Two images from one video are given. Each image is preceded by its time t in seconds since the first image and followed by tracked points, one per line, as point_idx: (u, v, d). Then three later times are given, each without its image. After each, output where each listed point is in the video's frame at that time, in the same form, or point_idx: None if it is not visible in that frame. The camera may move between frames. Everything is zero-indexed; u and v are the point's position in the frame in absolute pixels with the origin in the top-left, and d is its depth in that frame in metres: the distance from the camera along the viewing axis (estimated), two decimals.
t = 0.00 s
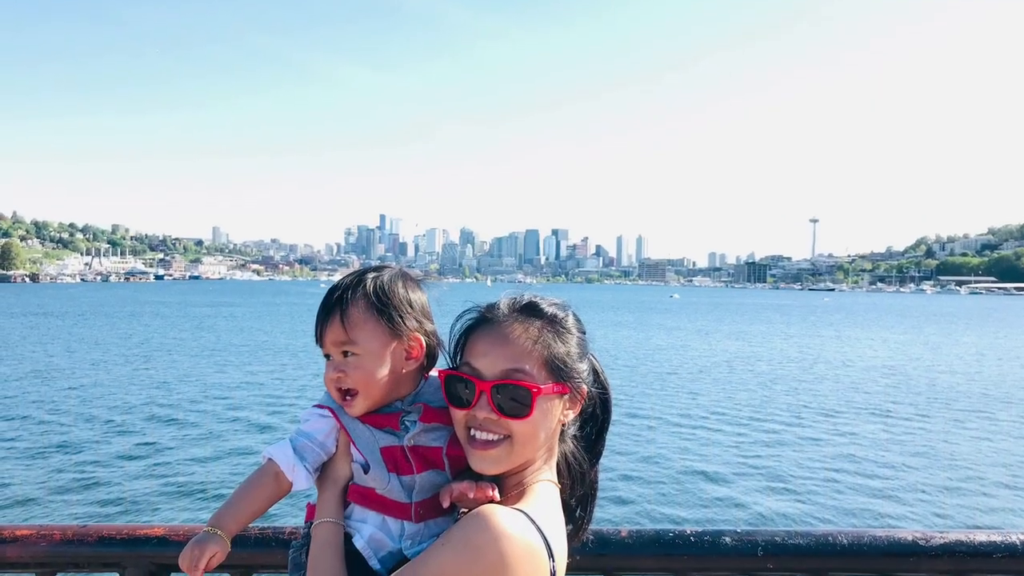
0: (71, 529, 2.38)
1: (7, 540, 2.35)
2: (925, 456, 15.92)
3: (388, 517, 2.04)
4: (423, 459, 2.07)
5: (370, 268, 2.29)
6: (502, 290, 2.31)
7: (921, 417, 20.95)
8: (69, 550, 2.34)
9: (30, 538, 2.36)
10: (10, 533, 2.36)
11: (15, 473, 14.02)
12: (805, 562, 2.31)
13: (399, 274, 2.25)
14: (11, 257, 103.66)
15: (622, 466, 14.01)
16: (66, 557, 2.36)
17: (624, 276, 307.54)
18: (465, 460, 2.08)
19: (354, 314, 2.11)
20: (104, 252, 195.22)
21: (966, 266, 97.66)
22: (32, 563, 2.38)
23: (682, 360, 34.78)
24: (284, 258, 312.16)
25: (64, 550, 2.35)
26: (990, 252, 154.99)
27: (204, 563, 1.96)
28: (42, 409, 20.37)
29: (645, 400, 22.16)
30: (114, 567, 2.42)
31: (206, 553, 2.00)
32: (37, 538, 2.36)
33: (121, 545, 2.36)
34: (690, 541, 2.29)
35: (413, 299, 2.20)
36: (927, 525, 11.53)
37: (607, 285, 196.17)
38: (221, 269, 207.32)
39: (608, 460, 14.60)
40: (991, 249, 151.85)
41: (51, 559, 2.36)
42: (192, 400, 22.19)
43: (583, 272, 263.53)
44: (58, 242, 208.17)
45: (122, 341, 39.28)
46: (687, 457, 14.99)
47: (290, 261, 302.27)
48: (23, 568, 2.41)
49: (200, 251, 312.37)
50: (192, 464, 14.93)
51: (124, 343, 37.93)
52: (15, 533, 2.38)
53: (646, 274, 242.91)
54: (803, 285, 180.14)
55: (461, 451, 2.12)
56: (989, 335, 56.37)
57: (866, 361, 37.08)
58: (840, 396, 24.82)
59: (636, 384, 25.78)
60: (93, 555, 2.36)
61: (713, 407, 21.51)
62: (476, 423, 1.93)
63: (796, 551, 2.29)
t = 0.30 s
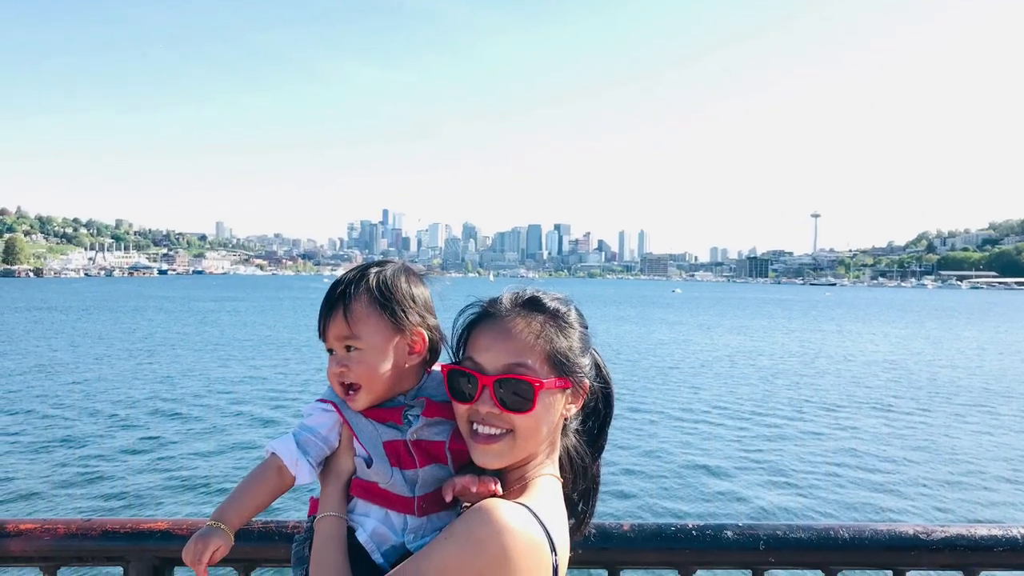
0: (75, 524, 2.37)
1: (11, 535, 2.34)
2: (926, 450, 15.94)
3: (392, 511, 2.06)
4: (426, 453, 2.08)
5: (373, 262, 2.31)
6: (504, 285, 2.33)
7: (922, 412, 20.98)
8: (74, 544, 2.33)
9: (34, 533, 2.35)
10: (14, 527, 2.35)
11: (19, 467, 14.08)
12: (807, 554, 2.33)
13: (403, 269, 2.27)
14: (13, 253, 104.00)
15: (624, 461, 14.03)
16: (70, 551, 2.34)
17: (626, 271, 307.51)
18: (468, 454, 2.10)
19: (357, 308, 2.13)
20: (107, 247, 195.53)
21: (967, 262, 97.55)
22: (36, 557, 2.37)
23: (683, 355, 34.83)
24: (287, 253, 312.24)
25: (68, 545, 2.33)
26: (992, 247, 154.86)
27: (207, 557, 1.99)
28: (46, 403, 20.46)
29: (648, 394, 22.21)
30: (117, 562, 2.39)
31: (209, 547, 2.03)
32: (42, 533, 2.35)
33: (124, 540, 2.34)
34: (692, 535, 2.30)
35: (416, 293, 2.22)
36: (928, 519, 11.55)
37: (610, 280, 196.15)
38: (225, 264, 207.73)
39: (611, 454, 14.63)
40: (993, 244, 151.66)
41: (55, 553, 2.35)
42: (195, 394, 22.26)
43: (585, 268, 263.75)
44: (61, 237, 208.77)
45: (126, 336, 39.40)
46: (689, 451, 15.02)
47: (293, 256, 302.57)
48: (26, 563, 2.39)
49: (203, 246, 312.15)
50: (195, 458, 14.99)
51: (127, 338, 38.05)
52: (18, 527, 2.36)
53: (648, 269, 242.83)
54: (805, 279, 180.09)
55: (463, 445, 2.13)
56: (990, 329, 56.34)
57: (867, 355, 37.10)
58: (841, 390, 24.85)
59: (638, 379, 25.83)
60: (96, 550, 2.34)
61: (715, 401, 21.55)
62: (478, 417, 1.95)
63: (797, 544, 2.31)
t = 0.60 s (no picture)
0: (79, 516, 2.35)
1: (13, 528, 2.31)
2: (927, 444, 15.96)
3: (394, 505, 2.08)
4: (429, 448, 2.11)
5: (376, 258, 2.33)
6: (506, 280, 2.35)
7: (923, 406, 21.01)
8: (78, 537, 2.31)
9: (37, 526, 2.32)
10: (18, 520, 2.33)
11: (23, 461, 14.16)
12: (806, 548, 2.35)
13: (405, 264, 2.29)
14: (17, 247, 104.44)
15: (626, 455, 14.08)
16: (74, 545, 2.32)
17: (628, 266, 307.30)
18: (470, 448, 2.12)
19: (361, 303, 2.16)
20: (111, 242, 195.97)
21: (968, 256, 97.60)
22: (39, 551, 2.34)
23: (685, 349, 34.87)
24: (290, 247, 312.44)
25: (73, 538, 2.31)
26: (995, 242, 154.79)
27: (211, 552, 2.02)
28: (50, 397, 20.56)
29: (650, 389, 22.28)
30: (121, 556, 2.36)
31: (213, 541, 2.04)
32: (45, 526, 2.33)
33: (128, 533, 2.32)
34: (694, 529, 2.33)
35: (419, 288, 2.25)
36: (929, 513, 11.58)
37: (612, 274, 196.27)
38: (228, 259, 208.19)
39: (613, 449, 14.68)
40: (996, 238, 151.56)
41: (59, 547, 2.33)
42: (199, 388, 22.35)
43: (587, 262, 263.86)
44: (65, 232, 209.35)
45: (129, 330, 39.54)
46: (691, 446, 15.06)
47: (296, 250, 302.83)
48: (28, 557, 2.36)
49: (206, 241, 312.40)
50: (199, 452, 15.06)
51: (131, 332, 38.18)
52: (21, 521, 2.33)
53: (651, 264, 243.00)
54: (808, 274, 180.08)
55: (466, 440, 2.16)
56: (991, 324, 56.32)
57: (868, 350, 37.16)
58: (843, 385, 24.88)
59: (640, 373, 25.89)
60: (101, 542, 2.32)
61: (716, 395, 21.60)
62: (480, 411, 1.98)
63: (797, 539, 2.33)
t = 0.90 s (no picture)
0: (83, 511, 2.34)
1: (17, 522, 2.30)
2: (928, 439, 15.98)
3: (397, 499, 2.11)
4: (432, 443, 2.13)
5: (378, 253, 2.35)
6: (508, 275, 2.37)
7: (924, 400, 21.03)
8: (82, 532, 2.30)
9: (41, 520, 2.32)
10: (22, 514, 2.32)
11: (27, 456, 14.23)
12: (808, 542, 2.37)
13: (407, 259, 2.31)
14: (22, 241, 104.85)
15: (628, 449, 14.12)
16: (78, 539, 2.32)
17: (630, 261, 307.10)
18: (473, 443, 2.15)
19: (363, 298, 2.18)
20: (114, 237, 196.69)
21: (970, 251, 97.61)
22: (43, 545, 2.33)
23: (687, 344, 34.92)
24: (294, 242, 312.52)
25: (76, 533, 2.30)
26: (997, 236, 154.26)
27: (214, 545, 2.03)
28: (54, 392, 20.66)
29: (652, 383, 22.33)
30: (125, 549, 2.37)
31: (217, 534, 2.06)
32: (49, 520, 2.31)
33: (132, 528, 2.31)
34: (696, 523, 2.35)
35: (421, 282, 2.27)
36: (930, 507, 11.60)
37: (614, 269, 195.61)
38: (232, 254, 208.46)
39: (615, 443, 14.72)
40: (998, 232, 151.10)
41: (62, 540, 2.32)
42: (202, 383, 22.45)
43: (589, 257, 263.86)
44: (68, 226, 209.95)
45: (133, 325, 39.70)
46: (693, 440, 15.10)
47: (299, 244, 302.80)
48: (32, 550, 2.36)
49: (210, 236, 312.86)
50: (202, 446, 15.12)
51: (135, 327, 38.32)
52: (26, 515, 2.33)
53: (653, 259, 242.48)
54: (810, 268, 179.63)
55: (469, 433, 2.18)
56: (992, 318, 56.34)
57: (869, 344, 37.13)
58: (844, 379, 24.91)
59: (642, 367, 25.92)
60: (104, 537, 2.31)
61: (718, 389, 21.66)
62: (483, 406, 2.00)
63: (799, 533, 2.34)
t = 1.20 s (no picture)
0: (87, 505, 2.36)
1: (21, 516, 2.33)
2: (929, 433, 16.00)
3: (400, 493, 2.13)
4: (434, 436, 2.17)
5: (382, 247, 2.38)
6: (511, 269, 2.40)
7: (925, 394, 21.06)
8: (86, 526, 2.33)
9: (46, 514, 2.34)
10: (26, 508, 2.34)
11: (31, 450, 14.29)
12: (811, 536, 2.39)
13: (411, 253, 2.33)
14: (25, 235, 105.22)
15: (631, 443, 14.16)
16: (82, 533, 2.34)
17: (632, 255, 307.51)
18: (475, 436, 2.18)
19: (367, 293, 2.20)
20: (117, 232, 197.20)
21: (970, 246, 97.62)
22: (48, 539, 2.36)
23: (689, 338, 34.93)
24: (296, 237, 312.58)
25: (81, 526, 2.33)
26: (1000, 231, 153.91)
27: (218, 538, 2.08)
28: (58, 386, 20.76)
29: (654, 378, 22.38)
30: (129, 542, 2.39)
31: (220, 528, 2.08)
32: (54, 514, 2.34)
33: (136, 522, 2.34)
34: (698, 516, 2.37)
35: (424, 277, 2.30)
36: (931, 500, 11.63)
37: (617, 264, 195.54)
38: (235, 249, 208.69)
39: (618, 437, 14.74)
40: (1000, 226, 150.82)
41: (66, 535, 2.34)
42: (205, 377, 22.53)
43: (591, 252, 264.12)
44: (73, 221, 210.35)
45: (137, 319, 39.81)
46: (695, 434, 15.14)
47: (303, 239, 302.86)
48: (37, 544, 2.38)
49: (213, 231, 312.74)
50: (206, 441, 15.18)
51: (138, 322, 38.43)
52: (32, 509, 2.35)
53: (656, 253, 242.45)
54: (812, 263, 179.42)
55: (471, 428, 2.21)
56: (993, 313, 56.34)
57: (870, 339, 37.16)
58: (846, 373, 24.94)
59: (644, 362, 25.97)
60: (108, 532, 2.34)
61: (720, 384, 21.70)
62: (486, 400, 2.03)
63: (801, 526, 2.37)
